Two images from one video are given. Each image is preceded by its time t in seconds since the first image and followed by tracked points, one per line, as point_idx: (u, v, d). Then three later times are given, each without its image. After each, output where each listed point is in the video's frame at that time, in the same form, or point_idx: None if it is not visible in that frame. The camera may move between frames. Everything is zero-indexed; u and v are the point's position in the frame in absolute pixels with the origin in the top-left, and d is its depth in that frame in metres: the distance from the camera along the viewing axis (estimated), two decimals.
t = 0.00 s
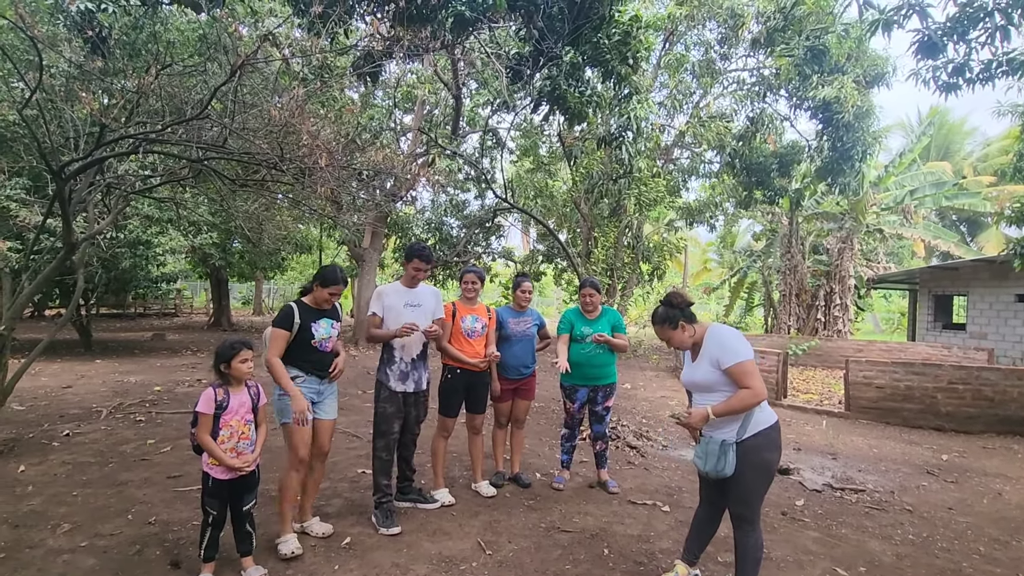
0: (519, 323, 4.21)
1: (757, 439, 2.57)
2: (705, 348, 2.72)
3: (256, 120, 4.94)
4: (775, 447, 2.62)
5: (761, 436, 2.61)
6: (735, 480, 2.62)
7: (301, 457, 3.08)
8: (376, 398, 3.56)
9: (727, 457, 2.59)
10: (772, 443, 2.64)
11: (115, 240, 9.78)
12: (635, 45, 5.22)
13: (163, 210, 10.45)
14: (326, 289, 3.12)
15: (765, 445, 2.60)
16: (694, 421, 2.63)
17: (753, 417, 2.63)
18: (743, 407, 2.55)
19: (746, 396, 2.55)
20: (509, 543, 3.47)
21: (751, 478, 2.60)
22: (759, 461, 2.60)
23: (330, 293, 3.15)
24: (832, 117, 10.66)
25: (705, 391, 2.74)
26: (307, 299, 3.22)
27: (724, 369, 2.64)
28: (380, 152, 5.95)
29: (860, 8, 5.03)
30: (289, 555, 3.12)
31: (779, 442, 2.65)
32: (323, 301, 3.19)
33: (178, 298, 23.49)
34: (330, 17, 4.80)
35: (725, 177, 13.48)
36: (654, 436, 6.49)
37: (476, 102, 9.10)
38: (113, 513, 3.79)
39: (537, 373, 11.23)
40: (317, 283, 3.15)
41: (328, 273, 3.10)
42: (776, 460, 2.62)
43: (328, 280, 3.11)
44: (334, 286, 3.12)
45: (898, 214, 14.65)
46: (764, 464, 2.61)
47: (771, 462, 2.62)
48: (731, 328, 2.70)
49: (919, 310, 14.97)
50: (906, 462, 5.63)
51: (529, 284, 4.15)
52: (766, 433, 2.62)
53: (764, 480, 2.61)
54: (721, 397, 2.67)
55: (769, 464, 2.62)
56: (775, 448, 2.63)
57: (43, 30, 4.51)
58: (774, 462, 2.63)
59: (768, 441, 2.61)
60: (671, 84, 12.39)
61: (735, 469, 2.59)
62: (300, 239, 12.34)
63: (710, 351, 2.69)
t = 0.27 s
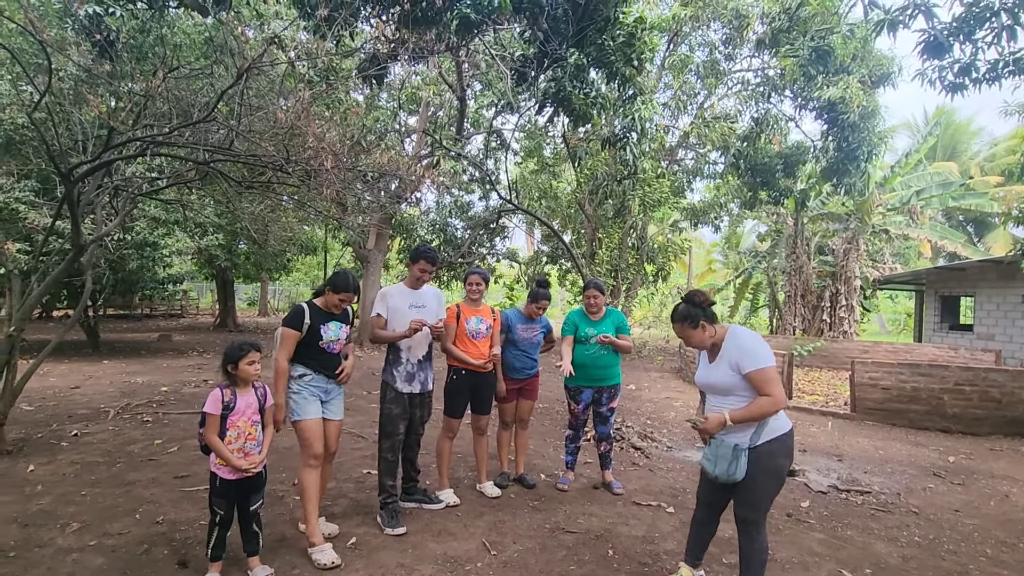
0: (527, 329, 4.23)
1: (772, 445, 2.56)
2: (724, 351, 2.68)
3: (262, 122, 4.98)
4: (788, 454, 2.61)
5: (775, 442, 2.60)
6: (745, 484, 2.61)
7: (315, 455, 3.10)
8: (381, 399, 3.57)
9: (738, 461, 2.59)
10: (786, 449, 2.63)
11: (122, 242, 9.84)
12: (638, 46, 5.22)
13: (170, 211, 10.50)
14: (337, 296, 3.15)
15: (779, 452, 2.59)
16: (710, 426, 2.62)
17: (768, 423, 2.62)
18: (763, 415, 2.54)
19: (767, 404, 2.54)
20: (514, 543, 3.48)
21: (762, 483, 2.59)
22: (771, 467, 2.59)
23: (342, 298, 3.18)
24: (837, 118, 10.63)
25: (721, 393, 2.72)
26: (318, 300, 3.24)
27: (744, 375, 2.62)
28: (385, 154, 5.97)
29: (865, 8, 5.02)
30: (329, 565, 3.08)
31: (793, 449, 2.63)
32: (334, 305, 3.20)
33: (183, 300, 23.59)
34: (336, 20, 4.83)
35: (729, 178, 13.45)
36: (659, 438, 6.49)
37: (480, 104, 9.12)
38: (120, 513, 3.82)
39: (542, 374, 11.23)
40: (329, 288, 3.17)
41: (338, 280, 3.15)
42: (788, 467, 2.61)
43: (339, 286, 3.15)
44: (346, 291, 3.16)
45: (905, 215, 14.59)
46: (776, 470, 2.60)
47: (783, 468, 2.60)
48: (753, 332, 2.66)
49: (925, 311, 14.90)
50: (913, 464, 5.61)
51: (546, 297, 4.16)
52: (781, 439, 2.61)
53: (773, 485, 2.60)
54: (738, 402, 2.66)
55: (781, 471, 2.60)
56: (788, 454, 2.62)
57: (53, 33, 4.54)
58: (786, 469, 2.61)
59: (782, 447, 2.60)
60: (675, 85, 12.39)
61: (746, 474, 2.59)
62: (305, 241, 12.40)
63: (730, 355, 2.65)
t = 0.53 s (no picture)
0: (533, 334, 4.23)
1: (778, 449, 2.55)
2: (743, 352, 2.67)
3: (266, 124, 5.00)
4: (796, 460, 2.60)
5: (784, 447, 2.59)
6: (751, 487, 2.61)
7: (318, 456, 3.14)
8: (386, 399, 3.58)
9: (744, 463, 2.60)
10: (794, 455, 2.61)
11: (128, 242, 9.89)
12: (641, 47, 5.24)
13: (175, 212, 10.55)
14: (341, 288, 3.16)
15: (787, 457, 2.58)
16: (722, 428, 2.60)
17: (780, 428, 2.61)
18: (778, 420, 2.52)
19: (782, 410, 2.52)
20: (517, 543, 3.49)
21: (768, 487, 2.58)
22: (778, 472, 2.58)
23: (346, 292, 3.19)
24: (842, 117, 10.61)
25: (734, 393, 2.72)
26: (323, 300, 3.26)
27: (760, 378, 2.61)
28: (388, 155, 5.99)
29: (870, 8, 5.01)
30: (333, 564, 3.10)
31: (802, 455, 2.62)
32: (341, 300, 3.21)
33: (188, 300, 23.66)
34: (340, 22, 4.84)
35: (733, 177, 13.43)
36: (662, 438, 6.50)
37: (484, 104, 9.13)
38: (127, 511, 3.84)
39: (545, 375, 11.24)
40: (332, 283, 3.20)
41: (342, 272, 3.16)
42: (796, 473, 2.60)
43: (344, 278, 3.15)
44: (349, 284, 3.17)
45: (909, 215, 14.56)
46: (784, 476, 2.59)
47: (791, 474, 2.59)
48: (774, 337, 2.64)
49: (930, 311, 14.86)
50: (917, 465, 5.60)
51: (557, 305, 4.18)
52: (791, 445, 2.59)
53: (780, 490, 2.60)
54: (750, 404, 2.65)
55: (788, 476, 2.59)
56: (797, 460, 2.61)
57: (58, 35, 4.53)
58: (793, 475, 2.60)
59: (791, 453, 2.59)
60: (679, 85, 12.40)
61: (749, 475, 2.60)
62: (309, 241, 12.42)
63: (748, 357, 2.64)
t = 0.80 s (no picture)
0: (532, 330, 4.26)
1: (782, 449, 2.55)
2: (749, 349, 2.67)
3: (267, 123, 5.00)
4: (799, 460, 2.60)
5: (787, 446, 2.59)
6: (753, 488, 2.61)
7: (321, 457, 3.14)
8: (387, 398, 3.58)
9: (747, 462, 2.58)
10: (796, 456, 2.61)
11: (130, 241, 9.91)
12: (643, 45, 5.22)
13: (177, 211, 10.57)
14: (333, 281, 3.17)
15: (790, 457, 2.58)
16: (734, 429, 2.55)
17: (784, 427, 2.60)
18: (787, 418, 2.51)
19: (792, 407, 2.51)
20: (517, 541, 3.50)
21: (771, 488, 2.58)
22: (780, 472, 2.59)
23: (338, 286, 3.20)
24: (844, 114, 10.60)
25: (740, 391, 2.71)
26: (317, 298, 3.25)
27: (767, 375, 2.60)
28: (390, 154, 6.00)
29: (872, 5, 4.99)
30: (334, 560, 3.10)
31: (805, 456, 2.62)
32: (335, 294, 3.21)
33: (190, 299, 23.71)
34: (340, 21, 4.85)
35: (734, 176, 13.43)
36: (663, 436, 6.50)
37: (485, 103, 9.13)
38: (129, 509, 3.86)
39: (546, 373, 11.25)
40: (322, 278, 3.22)
41: (329, 266, 3.19)
42: (798, 473, 2.60)
43: (332, 272, 3.18)
44: (340, 276, 3.20)
45: (911, 213, 14.54)
46: (786, 476, 2.59)
47: (793, 474, 2.60)
48: (781, 335, 2.64)
49: (932, 309, 14.83)
50: (918, 463, 5.60)
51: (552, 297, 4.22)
52: (793, 445, 2.60)
53: (781, 490, 2.60)
54: (756, 402, 2.65)
55: (790, 477, 2.60)
56: (799, 460, 2.61)
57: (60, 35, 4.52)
58: (795, 475, 2.61)
59: (794, 453, 2.59)
60: (680, 83, 12.39)
61: (753, 475, 2.58)
62: (310, 240, 12.43)
63: (754, 354, 2.64)
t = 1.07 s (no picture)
0: (531, 327, 4.24)
1: (778, 447, 2.55)
2: (743, 347, 2.67)
3: (266, 121, 5.01)
4: (798, 458, 2.60)
5: (784, 445, 2.58)
6: (754, 486, 2.61)
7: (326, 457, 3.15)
8: (386, 396, 3.58)
9: (744, 461, 2.58)
10: (796, 453, 2.61)
11: (130, 240, 9.91)
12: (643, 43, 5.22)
13: (177, 209, 10.58)
14: (321, 278, 3.16)
15: (788, 455, 2.58)
16: (731, 431, 2.55)
17: (780, 425, 2.60)
18: (782, 416, 2.51)
19: (786, 404, 2.50)
20: (517, 538, 3.50)
21: (771, 486, 2.58)
22: (779, 470, 2.58)
23: (328, 282, 3.18)
24: (844, 111, 10.59)
25: (735, 389, 2.71)
26: (310, 296, 3.23)
27: (761, 374, 2.60)
28: (389, 152, 6.00)
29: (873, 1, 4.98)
30: (334, 558, 3.11)
31: (804, 453, 2.62)
32: (325, 291, 3.20)
33: (190, 297, 23.73)
34: (339, 18, 4.84)
35: (734, 173, 13.41)
36: (663, 434, 6.50)
37: (485, 100, 9.11)
38: (130, 507, 3.86)
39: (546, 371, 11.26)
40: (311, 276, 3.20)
41: (315, 263, 3.18)
42: (798, 471, 2.60)
43: (319, 270, 3.17)
44: (328, 272, 3.18)
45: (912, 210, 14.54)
46: (786, 474, 2.59)
47: (793, 473, 2.60)
48: (774, 332, 2.63)
49: (933, 306, 14.83)
50: (918, 461, 5.60)
51: (548, 291, 4.22)
52: (791, 442, 2.59)
53: (782, 489, 2.60)
54: (751, 401, 2.65)
55: (791, 476, 2.60)
56: (798, 458, 2.60)
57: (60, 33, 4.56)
58: (795, 474, 2.61)
59: (792, 451, 2.59)
60: (680, 80, 12.38)
61: (751, 473, 2.58)
62: (310, 238, 12.43)
63: (747, 352, 2.64)
